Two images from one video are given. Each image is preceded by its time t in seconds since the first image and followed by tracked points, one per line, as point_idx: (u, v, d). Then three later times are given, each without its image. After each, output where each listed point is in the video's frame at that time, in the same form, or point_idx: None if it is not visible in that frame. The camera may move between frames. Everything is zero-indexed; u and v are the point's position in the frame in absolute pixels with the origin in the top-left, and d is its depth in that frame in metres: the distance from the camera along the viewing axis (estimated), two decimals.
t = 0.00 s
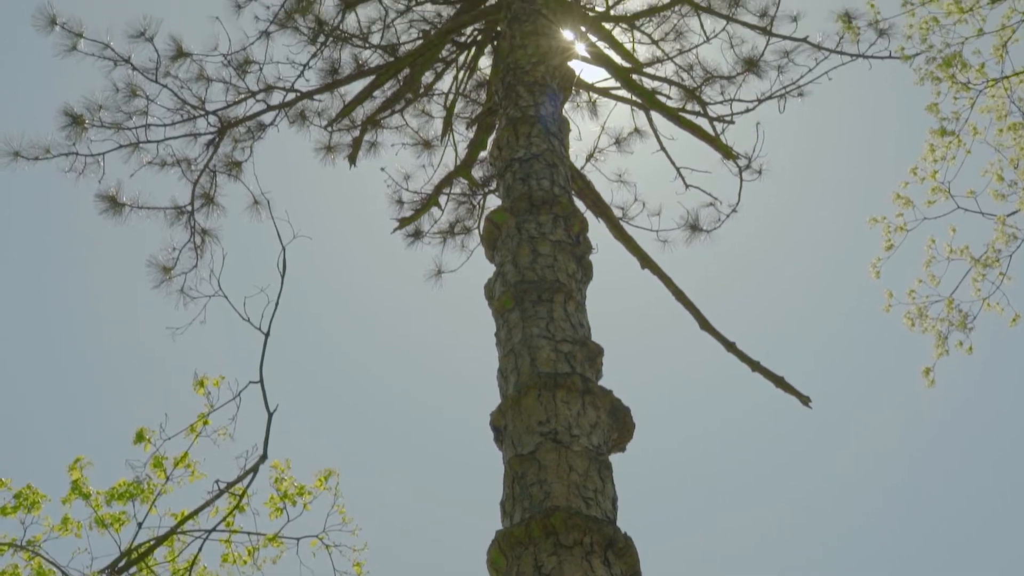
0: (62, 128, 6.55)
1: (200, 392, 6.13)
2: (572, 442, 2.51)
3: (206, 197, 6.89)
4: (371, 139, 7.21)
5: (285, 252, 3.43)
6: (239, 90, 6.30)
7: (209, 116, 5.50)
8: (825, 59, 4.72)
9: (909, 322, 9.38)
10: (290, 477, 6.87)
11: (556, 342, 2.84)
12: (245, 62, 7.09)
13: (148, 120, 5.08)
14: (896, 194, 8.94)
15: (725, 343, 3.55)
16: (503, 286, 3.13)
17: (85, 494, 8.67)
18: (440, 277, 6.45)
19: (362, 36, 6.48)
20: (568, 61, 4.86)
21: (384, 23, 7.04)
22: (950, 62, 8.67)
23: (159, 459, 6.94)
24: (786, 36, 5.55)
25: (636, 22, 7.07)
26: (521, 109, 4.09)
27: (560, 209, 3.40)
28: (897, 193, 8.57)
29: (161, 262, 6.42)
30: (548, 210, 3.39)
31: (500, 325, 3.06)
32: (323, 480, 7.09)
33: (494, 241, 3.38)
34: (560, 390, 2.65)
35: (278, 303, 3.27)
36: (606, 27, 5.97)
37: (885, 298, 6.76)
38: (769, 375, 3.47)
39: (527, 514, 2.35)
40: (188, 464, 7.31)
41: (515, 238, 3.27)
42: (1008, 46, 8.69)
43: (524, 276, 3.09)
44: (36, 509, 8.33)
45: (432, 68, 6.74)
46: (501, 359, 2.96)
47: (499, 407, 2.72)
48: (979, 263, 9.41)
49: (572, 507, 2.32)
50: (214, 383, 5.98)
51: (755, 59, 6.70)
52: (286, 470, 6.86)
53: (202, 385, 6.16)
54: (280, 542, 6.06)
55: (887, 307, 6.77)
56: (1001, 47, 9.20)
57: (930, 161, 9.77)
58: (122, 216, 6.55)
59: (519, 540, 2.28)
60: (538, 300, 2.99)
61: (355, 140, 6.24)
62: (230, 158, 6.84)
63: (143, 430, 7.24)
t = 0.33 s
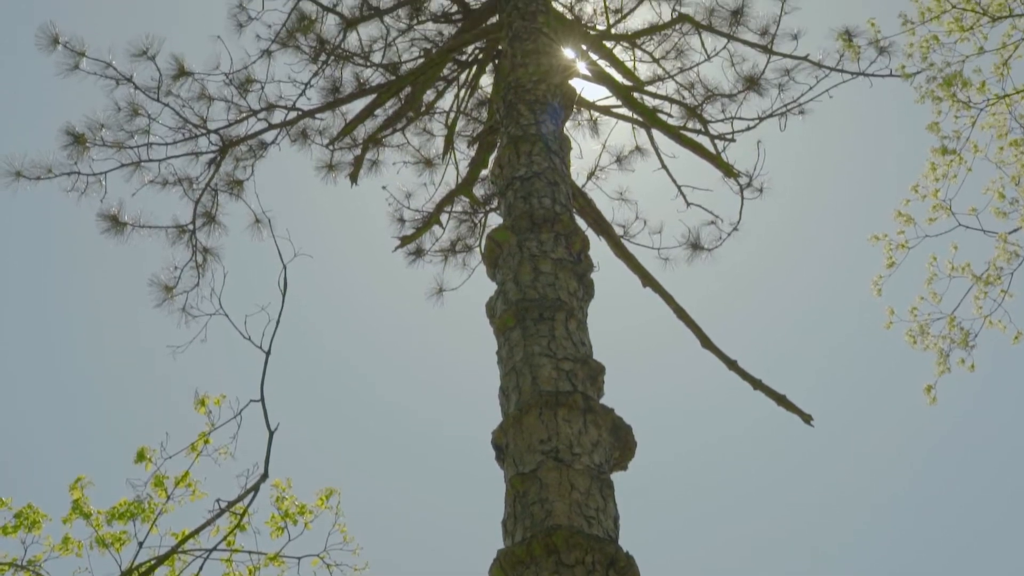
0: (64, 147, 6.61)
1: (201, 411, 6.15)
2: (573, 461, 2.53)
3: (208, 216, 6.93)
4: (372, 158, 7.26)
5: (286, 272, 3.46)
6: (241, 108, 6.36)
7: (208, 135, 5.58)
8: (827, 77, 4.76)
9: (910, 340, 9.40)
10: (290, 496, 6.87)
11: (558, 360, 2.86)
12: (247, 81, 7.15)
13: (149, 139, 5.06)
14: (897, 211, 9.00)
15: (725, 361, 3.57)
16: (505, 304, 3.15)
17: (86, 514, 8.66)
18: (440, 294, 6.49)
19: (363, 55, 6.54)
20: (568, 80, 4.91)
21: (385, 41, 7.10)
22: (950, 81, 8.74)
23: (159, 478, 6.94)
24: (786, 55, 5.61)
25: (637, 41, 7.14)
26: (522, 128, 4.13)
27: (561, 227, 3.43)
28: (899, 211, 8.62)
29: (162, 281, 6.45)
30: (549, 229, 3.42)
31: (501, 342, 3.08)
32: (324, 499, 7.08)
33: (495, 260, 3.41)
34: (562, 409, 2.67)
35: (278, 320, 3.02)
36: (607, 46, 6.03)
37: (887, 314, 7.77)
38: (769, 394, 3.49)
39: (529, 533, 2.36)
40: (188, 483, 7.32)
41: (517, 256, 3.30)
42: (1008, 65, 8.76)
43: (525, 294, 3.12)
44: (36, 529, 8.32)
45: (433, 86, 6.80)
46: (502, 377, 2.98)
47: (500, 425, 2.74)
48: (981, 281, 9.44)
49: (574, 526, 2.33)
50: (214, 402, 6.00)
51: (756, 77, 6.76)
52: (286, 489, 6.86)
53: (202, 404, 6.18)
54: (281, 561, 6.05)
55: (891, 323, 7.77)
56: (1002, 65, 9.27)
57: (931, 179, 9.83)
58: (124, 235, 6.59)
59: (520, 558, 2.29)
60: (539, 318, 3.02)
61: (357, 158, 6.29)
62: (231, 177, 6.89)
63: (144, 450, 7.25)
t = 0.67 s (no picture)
0: (65, 168, 6.68)
1: (201, 433, 6.18)
2: (574, 483, 2.55)
3: (208, 237, 6.99)
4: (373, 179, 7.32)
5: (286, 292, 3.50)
6: (241, 129, 6.43)
7: (210, 156, 5.78)
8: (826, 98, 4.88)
9: (912, 361, 9.42)
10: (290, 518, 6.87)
11: (559, 382, 2.89)
12: (247, 102, 7.23)
13: (150, 161, 5.26)
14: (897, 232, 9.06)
15: (727, 382, 3.60)
16: (505, 325, 3.19)
17: (85, 536, 8.64)
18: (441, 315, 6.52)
19: (364, 76, 6.62)
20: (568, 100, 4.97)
21: (386, 63, 7.19)
22: (950, 103, 8.82)
23: (160, 500, 6.95)
24: (786, 75, 5.68)
25: (637, 62, 7.22)
26: (522, 149, 4.19)
27: (561, 248, 3.47)
28: (900, 232, 8.68)
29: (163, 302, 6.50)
30: (549, 249, 3.46)
31: (501, 363, 3.12)
32: (324, 521, 7.08)
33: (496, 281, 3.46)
34: (562, 430, 2.70)
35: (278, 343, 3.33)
36: (607, 67, 6.11)
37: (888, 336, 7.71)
38: (770, 415, 3.52)
39: (529, 555, 2.38)
40: (188, 506, 7.32)
41: (517, 276, 3.34)
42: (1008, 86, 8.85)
43: (526, 315, 3.15)
44: (35, 551, 8.30)
45: (433, 107, 6.87)
46: (502, 398, 3.01)
47: (500, 447, 2.77)
48: (982, 301, 9.47)
49: (574, 548, 2.36)
50: (214, 425, 6.03)
51: (756, 98, 6.83)
52: (286, 512, 6.86)
53: (202, 426, 6.21)
54: None
55: (890, 343, 7.73)
56: (1002, 86, 9.35)
57: (931, 200, 9.90)
58: (124, 256, 6.64)
59: None
60: (539, 339, 3.05)
61: (357, 179, 6.34)
62: (232, 198, 6.94)
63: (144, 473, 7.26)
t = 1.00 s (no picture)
0: (66, 195, 6.78)
1: (201, 460, 6.24)
2: (574, 509, 2.60)
3: (209, 263, 7.07)
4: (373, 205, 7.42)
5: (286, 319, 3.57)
6: (241, 156, 6.53)
7: (211, 182, 5.88)
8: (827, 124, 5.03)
9: (913, 386, 9.47)
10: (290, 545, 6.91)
11: (559, 408, 2.94)
12: (248, 129, 7.35)
13: (151, 189, 5.28)
14: (898, 257, 9.15)
15: (728, 409, 3.65)
16: (506, 351, 3.25)
17: (85, 564, 8.64)
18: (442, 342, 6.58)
19: (364, 102, 6.73)
20: (567, 126, 5.06)
21: (386, 89, 7.32)
22: (950, 129, 8.93)
23: (160, 527, 6.98)
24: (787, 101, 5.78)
25: (637, 88, 7.34)
26: (523, 175, 4.27)
27: (561, 274, 3.54)
28: (900, 258, 8.76)
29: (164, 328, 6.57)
30: (549, 276, 3.53)
31: (502, 390, 3.17)
32: (325, 548, 7.10)
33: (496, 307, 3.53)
34: (562, 457, 2.75)
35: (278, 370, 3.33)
36: (606, 94, 6.22)
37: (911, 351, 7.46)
38: (771, 441, 3.57)
39: None
40: (188, 533, 7.34)
41: (518, 303, 3.40)
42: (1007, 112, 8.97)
43: (526, 342, 3.21)
44: None
45: (434, 133, 6.98)
46: (503, 424, 3.07)
47: (501, 474, 2.82)
48: (982, 326, 9.54)
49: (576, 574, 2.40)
50: (214, 452, 6.08)
51: (756, 124, 6.94)
52: (286, 539, 6.90)
53: (202, 453, 6.26)
54: None
55: (892, 367, 7.60)
56: (1001, 113, 9.47)
57: (931, 225, 10.00)
58: (125, 283, 6.72)
59: None
60: (540, 365, 3.11)
61: (358, 205, 6.43)
62: (232, 225, 7.03)
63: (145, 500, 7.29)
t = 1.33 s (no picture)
0: (69, 221, 6.89)
1: (203, 486, 6.30)
2: (577, 535, 2.66)
3: (210, 289, 7.17)
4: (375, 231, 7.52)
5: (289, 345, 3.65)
6: (243, 182, 6.64)
7: (213, 208, 5.99)
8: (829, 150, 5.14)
9: (915, 411, 9.53)
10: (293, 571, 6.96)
11: (561, 434, 3.01)
12: (250, 155, 7.47)
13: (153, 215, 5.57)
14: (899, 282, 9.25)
15: (732, 435, 3.72)
16: (508, 377, 3.33)
17: None
18: (444, 367, 6.66)
19: (365, 129, 6.85)
20: (568, 152, 5.17)
21: (387, 116, 7.45)
22: (950, 153, 9.05)
23: (162, 553, 7.02)
24: (788, 127, 5.88)
25: (638, 114, 7.47)
26: (525, 201, 4.37)
27: (563, 299, 3.63)
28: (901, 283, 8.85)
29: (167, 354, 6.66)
30: (551, 301, 3.62)
31: (504, 415, 3.25)
32: (328, 573, 7.14)
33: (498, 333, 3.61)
34: (564, 482, 2.82)
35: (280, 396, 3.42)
36: (607, 120, 6.34)
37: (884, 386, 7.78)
38: (775, 466, 3.63)
39: None
40: (189, 560, 7.39)
41: (520, 328, 3.49)
42: (1007, 137, 9.10)
43: (529, 367, 3.29)
44: None
45: (436, 159, 7.10)
46: (505, 450, 3.14)
47: (504, 500, 2.89)
48: (985, 351, 9.59)
49: None
50: (217, 477, 6.16)
51: (758, 149, 7.05)
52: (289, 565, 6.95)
53: (205, 479, 6.33)
54: None
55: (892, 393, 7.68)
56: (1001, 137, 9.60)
57: (931, 249, 10.10)
58: (127, 308, 6.81)
59: None
60: (543, 391, 3.19)
61: (359, 231, 6.54)
62: (234, 250, 7.14)
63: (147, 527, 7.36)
